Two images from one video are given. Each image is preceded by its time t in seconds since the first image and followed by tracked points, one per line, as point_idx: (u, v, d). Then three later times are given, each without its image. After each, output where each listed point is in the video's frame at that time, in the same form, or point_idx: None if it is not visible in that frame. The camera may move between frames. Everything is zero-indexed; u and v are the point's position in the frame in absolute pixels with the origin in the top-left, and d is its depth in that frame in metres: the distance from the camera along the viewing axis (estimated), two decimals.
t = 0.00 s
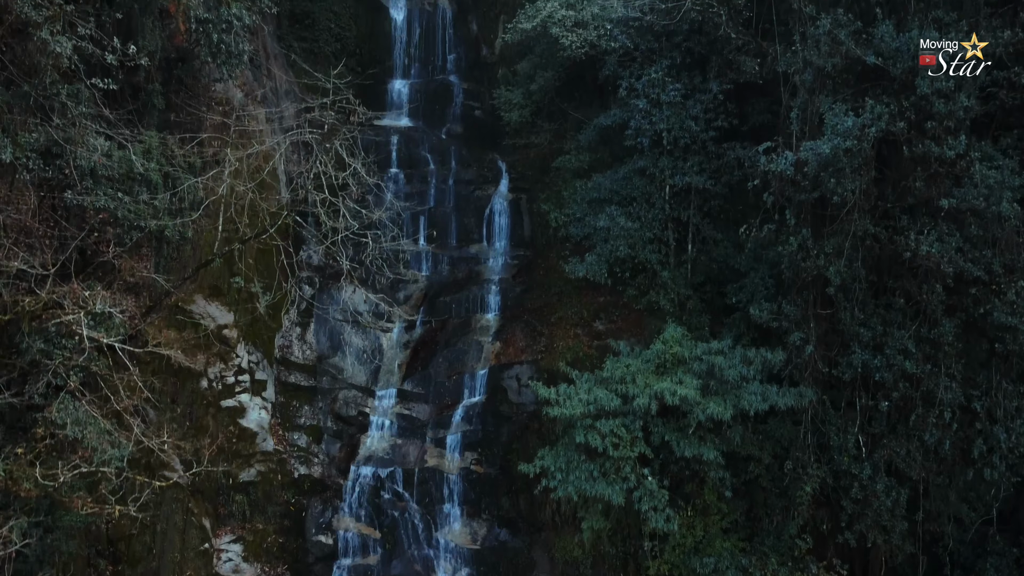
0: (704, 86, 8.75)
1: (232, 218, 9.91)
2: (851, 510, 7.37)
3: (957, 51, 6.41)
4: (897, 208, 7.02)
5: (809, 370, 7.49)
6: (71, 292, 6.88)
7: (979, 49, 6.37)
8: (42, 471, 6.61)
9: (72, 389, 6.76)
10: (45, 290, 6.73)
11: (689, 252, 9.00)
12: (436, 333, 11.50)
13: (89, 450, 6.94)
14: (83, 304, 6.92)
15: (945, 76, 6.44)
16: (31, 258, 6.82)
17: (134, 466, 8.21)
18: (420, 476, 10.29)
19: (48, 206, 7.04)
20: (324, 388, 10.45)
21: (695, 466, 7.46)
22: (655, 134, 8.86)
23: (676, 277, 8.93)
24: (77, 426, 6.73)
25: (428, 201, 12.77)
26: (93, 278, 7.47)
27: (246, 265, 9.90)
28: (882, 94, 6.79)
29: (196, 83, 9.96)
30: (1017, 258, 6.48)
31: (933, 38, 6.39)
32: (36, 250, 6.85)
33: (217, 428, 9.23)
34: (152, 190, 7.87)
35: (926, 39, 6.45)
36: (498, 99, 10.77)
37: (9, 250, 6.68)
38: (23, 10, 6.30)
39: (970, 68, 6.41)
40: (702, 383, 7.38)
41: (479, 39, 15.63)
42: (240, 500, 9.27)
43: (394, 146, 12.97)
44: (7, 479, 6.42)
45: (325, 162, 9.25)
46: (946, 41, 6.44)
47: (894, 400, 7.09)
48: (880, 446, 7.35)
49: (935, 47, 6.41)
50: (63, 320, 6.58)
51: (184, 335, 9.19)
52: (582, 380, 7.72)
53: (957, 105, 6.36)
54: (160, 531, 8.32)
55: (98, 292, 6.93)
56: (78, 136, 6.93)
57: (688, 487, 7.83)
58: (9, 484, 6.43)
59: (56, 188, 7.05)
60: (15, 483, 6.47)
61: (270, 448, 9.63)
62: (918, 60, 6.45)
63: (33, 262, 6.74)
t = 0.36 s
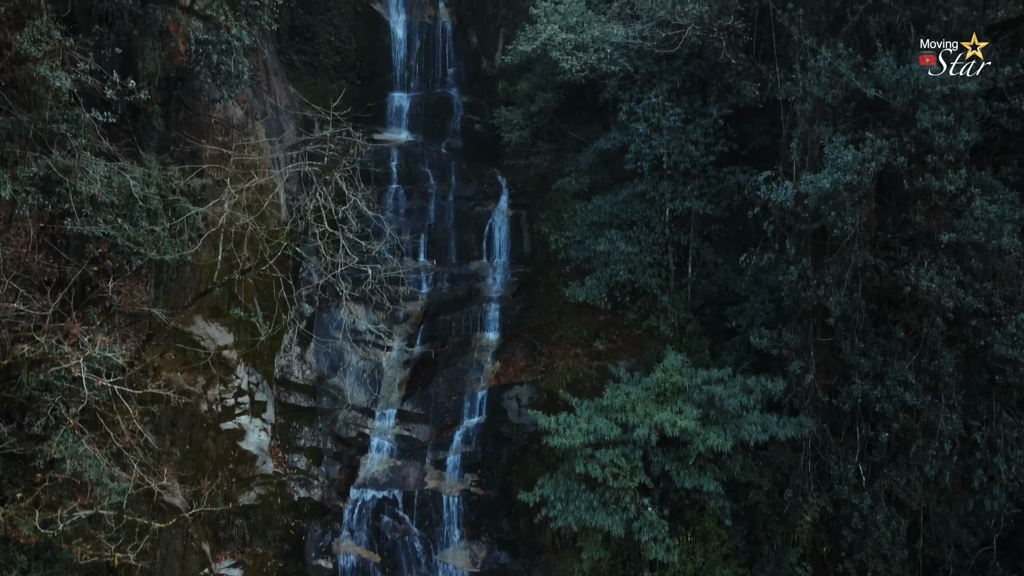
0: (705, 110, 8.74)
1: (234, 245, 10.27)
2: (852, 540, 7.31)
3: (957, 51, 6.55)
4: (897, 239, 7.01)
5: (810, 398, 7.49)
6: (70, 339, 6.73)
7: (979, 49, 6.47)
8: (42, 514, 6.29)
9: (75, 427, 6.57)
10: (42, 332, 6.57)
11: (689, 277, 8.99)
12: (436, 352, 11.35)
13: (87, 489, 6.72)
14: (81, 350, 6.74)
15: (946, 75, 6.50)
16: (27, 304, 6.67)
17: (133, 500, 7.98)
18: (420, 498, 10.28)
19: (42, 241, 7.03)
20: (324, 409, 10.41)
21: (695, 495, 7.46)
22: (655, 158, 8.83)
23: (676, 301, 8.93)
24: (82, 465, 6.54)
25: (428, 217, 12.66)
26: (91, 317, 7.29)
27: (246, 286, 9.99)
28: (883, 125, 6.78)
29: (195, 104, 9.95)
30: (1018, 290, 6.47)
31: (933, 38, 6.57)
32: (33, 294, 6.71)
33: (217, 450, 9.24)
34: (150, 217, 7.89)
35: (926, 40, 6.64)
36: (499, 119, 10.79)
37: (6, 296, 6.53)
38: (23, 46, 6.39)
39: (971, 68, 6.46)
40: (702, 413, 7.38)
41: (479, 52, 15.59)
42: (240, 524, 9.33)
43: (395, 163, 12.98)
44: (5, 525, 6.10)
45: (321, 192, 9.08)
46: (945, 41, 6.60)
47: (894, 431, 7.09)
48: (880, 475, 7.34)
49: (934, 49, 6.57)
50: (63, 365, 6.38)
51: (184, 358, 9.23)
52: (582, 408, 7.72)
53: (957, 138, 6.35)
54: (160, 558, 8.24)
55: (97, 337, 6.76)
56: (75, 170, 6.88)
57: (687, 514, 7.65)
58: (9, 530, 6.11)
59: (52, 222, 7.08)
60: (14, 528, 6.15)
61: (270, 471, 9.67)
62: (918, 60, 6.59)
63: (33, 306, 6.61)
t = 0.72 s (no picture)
0: (705, 132, 8.74)
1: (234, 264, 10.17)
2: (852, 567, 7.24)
3: (957, 51, 6.45)
4: (897, 267, 7.00)
5: (809, 425, 7.49)
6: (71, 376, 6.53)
7: (979, 49, 6.40)
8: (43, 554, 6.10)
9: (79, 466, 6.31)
10: (41, 369, 6.34)
11: (689, 299, 8.98)
12: (436, 370, 11.37)
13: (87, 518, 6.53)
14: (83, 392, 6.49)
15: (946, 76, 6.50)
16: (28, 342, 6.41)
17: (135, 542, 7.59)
18: (420, 519, 10.43)
19: (42, 271, 6.82)
20: (324, 428, 10.44)
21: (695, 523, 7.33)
22: (655, 180, 8.81)
23: (676, 323, 8.94)
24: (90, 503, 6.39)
25: (428, 232, 12.53)
26: (92, 343, 7.08)
27: (246, 305, 9.94)
28: (884, 155, 6.78)
29: (195, 123, 9.93)
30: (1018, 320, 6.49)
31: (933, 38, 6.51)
32: (32, 330, 6.46)
33: (216, 472, 9.10)
34: (150, 241, 7.96)
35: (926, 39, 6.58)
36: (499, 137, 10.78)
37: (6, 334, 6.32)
38: (23, 80, 6.40)
39: (969, 68, 6.45)
40: (702, 440, 7.37)
41: (479, 64, 15.67)
42: (240, 546, 9.12)
43: (394, 177, 12.65)
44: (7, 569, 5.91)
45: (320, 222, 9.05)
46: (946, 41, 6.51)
47: (894, 459, 7.08)
48: (880, 502, 7.30)
49: (934, 48, 6.52)
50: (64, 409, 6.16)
51: (183, 377, 9.07)
52: (582, 434, 7.74)
53: (959, 169, 6.36)
54: None
55: (97, 376, 6.52)
56: (76, 202, 6.83)
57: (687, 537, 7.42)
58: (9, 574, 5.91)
59: (53, 252, 6.90)
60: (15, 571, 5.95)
61: (270, 492, 9.67)
62: (918, 60, 6.56)
63: (32, 344, 6.35)
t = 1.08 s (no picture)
0: (706, 157, 8.73)
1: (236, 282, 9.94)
2: None
3: (957, 51, 6.49)
4: (896, 298, 7.01)
5: (811, 455, 7.48)
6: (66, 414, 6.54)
7: (979, 49, 6.41)
8: None
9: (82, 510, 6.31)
10: (42, 415, 6.33)
11: (690, 324, 8.97)
12: (436, 390, 11.35)
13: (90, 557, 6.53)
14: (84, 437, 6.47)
15: (945, 77, 6.55)
16: (30, 386, 6.42)
17: None
18: (420, 542, 10.71)
19: (37, 302, 6.68)
20: (324, 449, 10.38)
21: (694, 554, 7.28)
22: (656, 205, 8.79)
23: (676, 348, 8.94)
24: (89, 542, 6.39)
25: (428, 249, 12.36)
26: (92, 372, 6.98)
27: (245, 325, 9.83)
28: (885, 190, 6.78)
29: (195, 144, 9.74)
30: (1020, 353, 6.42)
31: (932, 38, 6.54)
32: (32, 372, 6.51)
33: (216, 496, 9.08)
34: (150, 265, 7.74)
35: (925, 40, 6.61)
36: (499, 158, 10.80)
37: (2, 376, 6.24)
38: (23, 117, 6.31)
39: (971, 68, 6.45)
40: (703, 471, 7.36)
41: (480, 77, 15.69)
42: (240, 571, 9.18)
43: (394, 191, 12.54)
44: None
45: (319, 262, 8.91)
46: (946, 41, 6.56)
47: (895, 491, 7.06)
48: (881, 533, 7.27)
49: (934, 48, 6.56)
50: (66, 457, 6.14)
51: (182, 401, 9.02)
52: (583, 463, 7.73)
53: (960, 205, 6.35)
54: None
55: (99, 424, 6.50)
56: (76, 236, 6.74)
57: (688, 566, 7.34)
58: None
59: (53, 282, 6.80)
60: None
61: (270, 516, 9.63)
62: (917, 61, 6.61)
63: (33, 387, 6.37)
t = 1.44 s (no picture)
0: (706, 183, 8.72)
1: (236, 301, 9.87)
2: None
3: (957, 51, 6.46)
4: (898, 330, 7.00)
5: (812, 486, 7.47)
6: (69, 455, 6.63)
7: (979, 49, 6.41)
8: None
9: (85, 551, 6.39)
10: (43, 463, 6.35)
11: (692, 350, 8.95)
12: (437, 411, 11.26)
13: None
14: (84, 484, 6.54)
15: (944, 75, 6.59)
16: (33, 426, 6.57)
17: None
18: (421, 566, 10.80)
19: (38, 339, 6.72)
20: (325, 471, 10.36)
21: None
22: (657, 231, 8.77)
23: (677, 374, 8.93)
24: None
25: (429, 266, 12.15)
26: (92, 403, 7.05)
27: (243, 346, 9.74)
28: (887, 225, 6.78)
29: (196, 165, 9.64)
30: (1022, 388, 6.41)
31: (935, 38, 6.36)
32: (34, 410, 6.62)
33: (218, 521, 9.05)
34: (151, 294, 7.73)
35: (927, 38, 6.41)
36: (500, 179, 10.82)
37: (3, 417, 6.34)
38: (23, 155, 6.29)
39: (970, 68, 6.50)
40: (705, 502, 7.33)
41: (480, 91, 15.78)
42: None
43: (395, 210, 12.22)
44: None
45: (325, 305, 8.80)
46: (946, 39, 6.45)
47: (897, 524, 7.04)
48: (883, 565, 7.24)
49: (935, 48, 6.44)
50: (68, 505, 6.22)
51: (183, 425, 8.95)
52: (584, 493, 7.73)
53: (962, 240, 6.34)
54: None
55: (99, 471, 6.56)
56: (78, 272, 6.76)
57: None
58: None
59: (53, 315, 6.80)
60: None
61: (270, 540, 9.61)
62: (918, 61, 6.50)
63: (36, 428, 6.55)
